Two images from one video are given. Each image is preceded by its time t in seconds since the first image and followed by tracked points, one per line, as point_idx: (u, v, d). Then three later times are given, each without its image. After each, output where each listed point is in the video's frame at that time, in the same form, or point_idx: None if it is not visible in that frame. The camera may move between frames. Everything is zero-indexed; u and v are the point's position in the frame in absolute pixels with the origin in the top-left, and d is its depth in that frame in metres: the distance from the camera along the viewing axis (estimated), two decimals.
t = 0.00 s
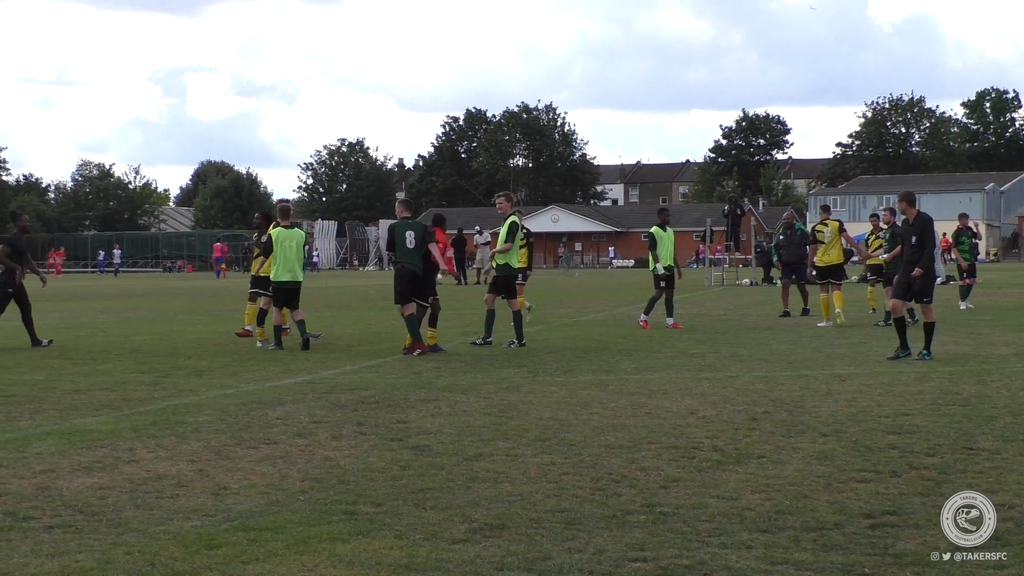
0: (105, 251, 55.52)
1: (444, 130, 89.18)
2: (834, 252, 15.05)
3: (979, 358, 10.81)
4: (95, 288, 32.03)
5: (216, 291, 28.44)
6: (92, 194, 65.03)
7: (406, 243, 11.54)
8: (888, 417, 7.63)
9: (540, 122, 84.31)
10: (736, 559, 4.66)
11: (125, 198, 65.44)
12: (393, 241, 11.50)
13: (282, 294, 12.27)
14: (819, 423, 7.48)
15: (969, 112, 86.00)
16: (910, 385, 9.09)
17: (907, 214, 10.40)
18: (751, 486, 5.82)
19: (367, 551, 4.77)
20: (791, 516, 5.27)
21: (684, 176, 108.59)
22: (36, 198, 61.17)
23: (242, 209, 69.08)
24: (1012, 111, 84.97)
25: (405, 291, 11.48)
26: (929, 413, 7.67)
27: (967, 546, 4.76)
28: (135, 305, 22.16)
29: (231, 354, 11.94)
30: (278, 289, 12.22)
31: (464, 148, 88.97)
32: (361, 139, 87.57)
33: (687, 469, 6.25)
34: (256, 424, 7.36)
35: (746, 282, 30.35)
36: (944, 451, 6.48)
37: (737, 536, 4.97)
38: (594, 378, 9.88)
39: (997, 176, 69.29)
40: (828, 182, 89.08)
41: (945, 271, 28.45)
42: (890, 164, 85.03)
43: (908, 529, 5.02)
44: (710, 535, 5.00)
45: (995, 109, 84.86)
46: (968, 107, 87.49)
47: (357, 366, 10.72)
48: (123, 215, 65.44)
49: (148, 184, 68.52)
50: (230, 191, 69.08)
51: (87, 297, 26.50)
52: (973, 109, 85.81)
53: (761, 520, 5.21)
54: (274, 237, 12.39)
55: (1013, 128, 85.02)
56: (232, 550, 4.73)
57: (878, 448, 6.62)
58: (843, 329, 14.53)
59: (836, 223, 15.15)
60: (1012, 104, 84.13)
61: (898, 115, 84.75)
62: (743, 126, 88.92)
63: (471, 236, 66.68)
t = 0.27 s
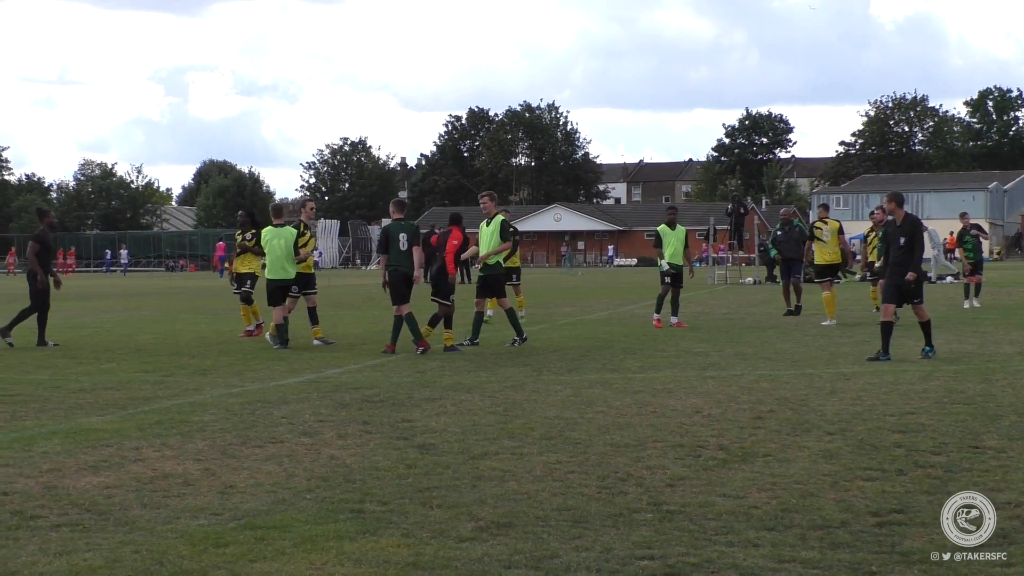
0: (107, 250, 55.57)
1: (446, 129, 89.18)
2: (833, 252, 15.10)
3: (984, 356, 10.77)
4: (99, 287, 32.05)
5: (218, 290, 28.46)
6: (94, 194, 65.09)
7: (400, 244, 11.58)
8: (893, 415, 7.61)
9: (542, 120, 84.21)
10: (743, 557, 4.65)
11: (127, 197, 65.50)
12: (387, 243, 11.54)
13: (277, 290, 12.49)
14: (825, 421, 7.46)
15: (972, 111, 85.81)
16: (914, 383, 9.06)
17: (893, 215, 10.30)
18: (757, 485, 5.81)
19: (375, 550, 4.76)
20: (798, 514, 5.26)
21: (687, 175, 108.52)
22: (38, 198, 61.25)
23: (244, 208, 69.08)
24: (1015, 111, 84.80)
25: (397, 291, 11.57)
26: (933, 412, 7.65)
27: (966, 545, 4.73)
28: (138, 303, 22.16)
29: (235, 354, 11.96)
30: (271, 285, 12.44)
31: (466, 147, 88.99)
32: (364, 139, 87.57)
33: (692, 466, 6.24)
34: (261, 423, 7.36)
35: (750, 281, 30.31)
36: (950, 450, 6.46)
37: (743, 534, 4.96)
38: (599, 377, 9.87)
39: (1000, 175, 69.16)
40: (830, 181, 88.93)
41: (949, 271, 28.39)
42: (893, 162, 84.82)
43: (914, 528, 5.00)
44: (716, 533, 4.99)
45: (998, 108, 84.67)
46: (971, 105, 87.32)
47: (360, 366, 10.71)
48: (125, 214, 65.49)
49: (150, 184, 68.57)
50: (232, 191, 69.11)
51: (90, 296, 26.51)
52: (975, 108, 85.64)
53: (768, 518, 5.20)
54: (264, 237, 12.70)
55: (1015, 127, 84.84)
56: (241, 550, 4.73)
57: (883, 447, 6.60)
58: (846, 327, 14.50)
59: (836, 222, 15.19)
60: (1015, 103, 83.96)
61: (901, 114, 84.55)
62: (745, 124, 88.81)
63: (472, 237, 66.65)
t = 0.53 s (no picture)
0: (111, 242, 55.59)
1: (450, 122, 89.08)
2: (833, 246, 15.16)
3: (989, 349, 10.73)
4: (103, 279, 32.05)
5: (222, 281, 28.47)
6: (99, 185, 65.10)
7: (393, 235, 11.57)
8: (899, 408, 7.58)
9: (546, 113, 84.05)
10: (750, 549, 4.63)
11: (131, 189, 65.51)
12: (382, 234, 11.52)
13: (276, 283, 12.52)
14: (831, 414, 7.44)
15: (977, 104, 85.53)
16: (920, 376, 9.03)
17: (879, 206, 10.26)
18: (765, 477, 5.78)
19: (382, 541, 4.74)
20: (805, 506, 5.23)
21: (691, 168, 108.36)
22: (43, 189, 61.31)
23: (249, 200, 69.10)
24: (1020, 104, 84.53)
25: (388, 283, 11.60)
26: (939, 405, 7.62)
27: (968, 546, 4.59)
28: (143, 296, 22.16)
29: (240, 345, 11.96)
30: (272, 277, 12.46)
31: (470, 139, 88.92)
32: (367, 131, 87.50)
33: (699, 459, 6.21)
34: (267, 414, 7.35)
35: (754, 274, 30.28)
36: (957, 442, 6.42)
37: (750, 526, 4.93)
38: (605, 369, 9.85)
39: (1005, 168, 68.94)
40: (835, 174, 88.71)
41: (954, 265, 28.32)
42: (897, 155, 84.63)
43: (921, 520, 4.97)
44: (723, 525, 4.97)
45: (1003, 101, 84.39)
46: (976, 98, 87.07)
47: (366, 358, 10.72)
48: (129, 206, 65.52)
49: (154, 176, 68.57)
50: (237, 183, 69.15)
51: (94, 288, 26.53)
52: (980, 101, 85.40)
53: (775, 511, 5.17)
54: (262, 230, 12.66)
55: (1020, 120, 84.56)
56: (248, 541, 4.71)
57: (890, 439, 6.56)
58: (851, 320, 14.47)
59: (836, 218, 15.28)
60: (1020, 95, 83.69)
61: (906, 106, 84.31)
62: (750, 117, 88.62)
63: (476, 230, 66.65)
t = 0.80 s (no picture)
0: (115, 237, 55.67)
1: (454, 117, 89.04)
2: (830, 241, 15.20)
3: (994, 345, 10.69)
4: (108, 274, 32.09)
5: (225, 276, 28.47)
6: (103, 180, 65.21)
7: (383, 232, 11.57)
8: (904, 404, 7.55)
9: (550, 108, 83.93)
10: (756, 545, 4.60)
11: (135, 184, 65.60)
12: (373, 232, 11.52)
13: (265, 275, 12.48)
14: (836, 409, 7.41)
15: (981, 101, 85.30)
16: (925, 372, 9.00)
17: (867, 205, 10.20)
18: (770, 473, 5.76)
19: (388, 537, 4.72)
20: (810, 502, 5.20)
21: (695, 164, 108.21)
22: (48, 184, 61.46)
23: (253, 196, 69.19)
24: None
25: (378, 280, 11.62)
26: (944, 401, 7.59)
27: (967, 546, 4.52)
28: (147, 291, 22.19)
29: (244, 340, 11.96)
30: (262, 269, 12.43)
31: (474, 135, 88.90)
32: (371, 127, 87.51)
33: (705, 455, 6.19)
34: (272, 410, 7.34)
35: (757, 270, 30.23)
36: (962, 439, 6.39)
37: (756, 522, 4.91)
38: (609, 365, 9.82)
39: (1010, 165, 68.74)
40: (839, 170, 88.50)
41: (959, 261, 28.24)
42: (902, 151, 84.44)
43: (926, 516, 4.94)
44: (729, 521, 4.94)
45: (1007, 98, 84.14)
46: (980, 95, 86.81)
47: (371, 353, 10.70)
48: (133, 201, 65.63)
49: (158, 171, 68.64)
50: (241, 178, 69.25)
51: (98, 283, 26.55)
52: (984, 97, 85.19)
53: (780, 507, 5.15)
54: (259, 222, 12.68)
55: None
56: (253, 536, 4.70)
57: (895, 435, 6.54)
58: (855, 316, 14.42)
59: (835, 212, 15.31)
60: None
61: (910, 102, 84.09)
62: (754, 113, 88.47)
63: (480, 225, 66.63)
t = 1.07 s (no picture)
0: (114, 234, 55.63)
1: (454, 116, 89.00)
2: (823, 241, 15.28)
3: (993, 345, 10.68)
4: (108, 271, 32.08)
5: (225, 274, 28.42)
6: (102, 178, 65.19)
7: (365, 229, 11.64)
8: (903, 403, 7.55)
9: (550, 107, 83.83)
10: (754, 544, 4.60)
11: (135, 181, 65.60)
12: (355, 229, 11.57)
13: (256, 274, 12.49)
14: (835, 409, 7.41)
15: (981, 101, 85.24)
16: (925, 372, 8.99)
17: (849, 202, 10.18)
18: (769, 472, 5.76)
19: (387, 534, 4.72)
20: (810, 502, 5.20)
21: (695, 163, 108.16)
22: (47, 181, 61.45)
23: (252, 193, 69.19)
24: None
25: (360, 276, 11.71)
26: (943, 401, 7.58)
27: (968, 546, 4.52)
28: (147, 288, 22.20)
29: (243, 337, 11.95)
30: (252, 268, 12.44)
31: (474, 133, 88.87)
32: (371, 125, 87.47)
33: (704, 454, 6.18)
34: (272, 407, 7.34)
35: (757, 269, 30.22)
36: (961, 439, 6.38)
37: (756, 522, 4.90)
38: (609, 364, 9.81)
39: (1009, 165, 68.72)
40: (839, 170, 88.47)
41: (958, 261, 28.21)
42: (901, 151, 84.41)
43: (925, 516, 4.94)
44: (728, 520, 4.94)
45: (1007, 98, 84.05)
46: (980, 95, 86.75)
47: (370, 351, 10.71)
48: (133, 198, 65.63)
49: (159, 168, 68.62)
50: (240, 175, 69.26)
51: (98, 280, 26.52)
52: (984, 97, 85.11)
53: (780, 506, 5.15)
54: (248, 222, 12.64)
55: None
56: (252, 534, 4.69)
57: (894, 435, 6.54)
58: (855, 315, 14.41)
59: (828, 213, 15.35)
60: None
61: (910, 102, 84.03)
62: (754, 112, 88.42)
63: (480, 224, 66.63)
